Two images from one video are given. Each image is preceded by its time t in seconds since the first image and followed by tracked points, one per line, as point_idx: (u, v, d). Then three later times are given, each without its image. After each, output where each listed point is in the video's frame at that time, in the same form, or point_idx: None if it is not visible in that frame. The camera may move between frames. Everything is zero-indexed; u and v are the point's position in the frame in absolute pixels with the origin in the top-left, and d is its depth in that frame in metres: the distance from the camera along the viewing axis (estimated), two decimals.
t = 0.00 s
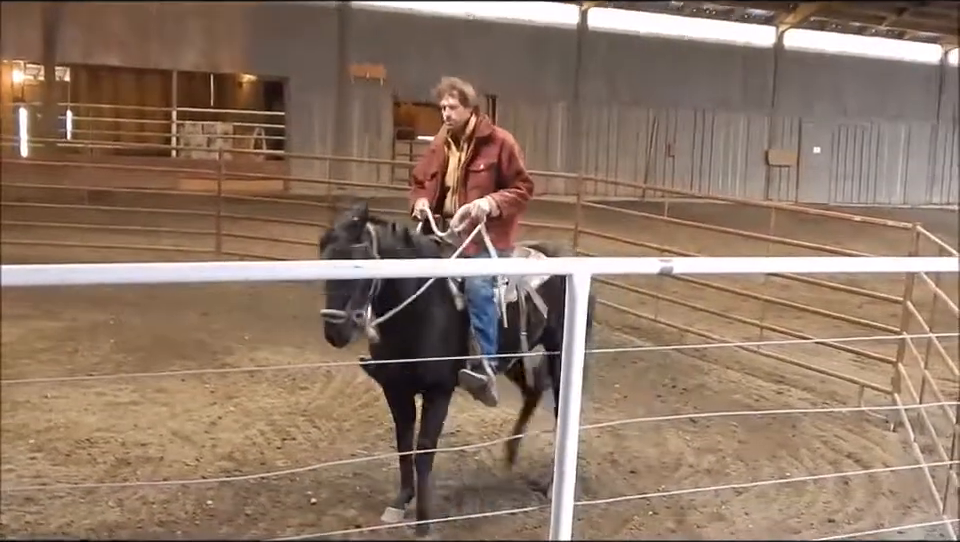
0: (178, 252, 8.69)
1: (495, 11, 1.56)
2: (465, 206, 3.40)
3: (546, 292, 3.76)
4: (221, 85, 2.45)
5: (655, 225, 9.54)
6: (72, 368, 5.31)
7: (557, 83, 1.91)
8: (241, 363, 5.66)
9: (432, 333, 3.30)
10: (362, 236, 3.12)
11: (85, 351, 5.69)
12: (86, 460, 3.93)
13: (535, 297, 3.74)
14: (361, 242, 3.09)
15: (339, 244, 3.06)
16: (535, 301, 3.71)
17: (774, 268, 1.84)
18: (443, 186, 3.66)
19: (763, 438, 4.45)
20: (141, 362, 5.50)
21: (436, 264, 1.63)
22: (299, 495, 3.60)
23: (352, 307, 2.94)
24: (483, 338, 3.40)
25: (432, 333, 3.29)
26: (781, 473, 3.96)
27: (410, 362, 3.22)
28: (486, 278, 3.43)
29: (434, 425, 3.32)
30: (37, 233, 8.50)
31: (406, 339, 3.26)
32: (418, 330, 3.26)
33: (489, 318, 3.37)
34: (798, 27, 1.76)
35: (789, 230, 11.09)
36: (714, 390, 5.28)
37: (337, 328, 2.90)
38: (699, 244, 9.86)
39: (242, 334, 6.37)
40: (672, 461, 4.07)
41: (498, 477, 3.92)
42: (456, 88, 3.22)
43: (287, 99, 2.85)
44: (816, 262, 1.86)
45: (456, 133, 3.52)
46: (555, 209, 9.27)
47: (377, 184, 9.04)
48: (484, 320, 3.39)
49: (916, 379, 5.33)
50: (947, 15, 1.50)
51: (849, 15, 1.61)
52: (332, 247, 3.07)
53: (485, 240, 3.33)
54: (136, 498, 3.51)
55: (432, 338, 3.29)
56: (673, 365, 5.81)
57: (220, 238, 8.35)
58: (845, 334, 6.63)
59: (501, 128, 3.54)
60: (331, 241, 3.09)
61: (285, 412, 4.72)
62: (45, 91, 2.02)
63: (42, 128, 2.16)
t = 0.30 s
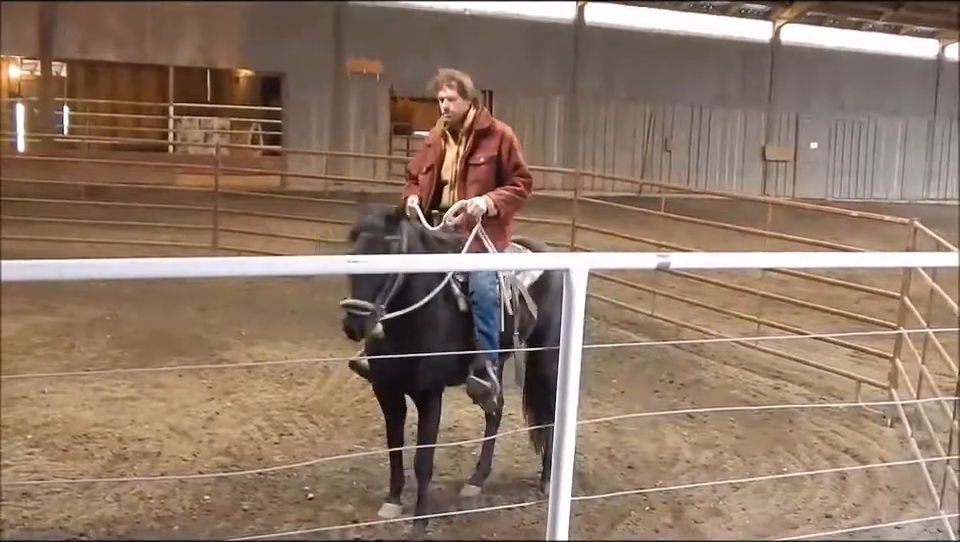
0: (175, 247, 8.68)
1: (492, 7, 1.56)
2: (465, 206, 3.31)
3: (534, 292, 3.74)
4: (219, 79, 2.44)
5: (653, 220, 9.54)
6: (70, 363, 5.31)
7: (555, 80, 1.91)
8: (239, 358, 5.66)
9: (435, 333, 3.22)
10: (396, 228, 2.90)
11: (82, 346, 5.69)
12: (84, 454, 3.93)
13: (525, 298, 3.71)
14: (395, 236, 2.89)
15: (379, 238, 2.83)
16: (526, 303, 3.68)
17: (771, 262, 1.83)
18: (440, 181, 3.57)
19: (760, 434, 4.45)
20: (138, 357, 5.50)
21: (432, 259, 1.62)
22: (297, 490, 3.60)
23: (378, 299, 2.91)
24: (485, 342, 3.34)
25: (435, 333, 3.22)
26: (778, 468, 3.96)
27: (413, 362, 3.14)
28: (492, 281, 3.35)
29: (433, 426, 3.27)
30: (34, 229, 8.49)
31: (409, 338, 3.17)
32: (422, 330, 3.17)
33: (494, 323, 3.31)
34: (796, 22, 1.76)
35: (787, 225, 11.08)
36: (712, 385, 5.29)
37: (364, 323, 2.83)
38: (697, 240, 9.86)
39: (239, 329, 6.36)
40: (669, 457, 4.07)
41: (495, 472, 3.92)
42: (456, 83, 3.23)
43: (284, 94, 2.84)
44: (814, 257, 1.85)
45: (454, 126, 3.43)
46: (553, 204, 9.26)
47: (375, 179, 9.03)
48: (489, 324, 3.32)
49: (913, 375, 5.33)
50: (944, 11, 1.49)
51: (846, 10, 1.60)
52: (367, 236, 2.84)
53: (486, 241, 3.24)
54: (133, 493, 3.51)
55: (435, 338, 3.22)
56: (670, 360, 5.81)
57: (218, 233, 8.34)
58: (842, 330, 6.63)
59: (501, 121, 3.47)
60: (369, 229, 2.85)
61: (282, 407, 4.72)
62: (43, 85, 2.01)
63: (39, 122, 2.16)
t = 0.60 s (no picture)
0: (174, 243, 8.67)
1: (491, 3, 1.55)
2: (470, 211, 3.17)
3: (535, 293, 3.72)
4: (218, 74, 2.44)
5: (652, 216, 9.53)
6: (69, 359, 5.31)
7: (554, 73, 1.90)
8: (238, 354, 5.66)
9: (453, 332, 3.15)
10: (431, 226, 2.93)
11: (82, 342, 5.69)
12: (83, 450, 3.93)
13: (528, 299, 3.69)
14: (433, 233, 2.91)
15: (419, 234, 2.86)
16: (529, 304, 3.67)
17: (770, 259, 1.83)
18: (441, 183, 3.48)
19: (759, 430, 4.45)
20: (137, 353, 5.50)
21: (431, 255, 1.60)
22: (296, 486, 3.60)
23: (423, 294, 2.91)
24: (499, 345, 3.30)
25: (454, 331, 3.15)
26: (777, 464, 3.96)
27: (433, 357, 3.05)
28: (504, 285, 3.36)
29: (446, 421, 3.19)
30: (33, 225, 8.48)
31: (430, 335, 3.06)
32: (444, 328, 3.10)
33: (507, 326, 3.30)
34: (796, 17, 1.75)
35: (786, 221, 11.07)
36: (711, 381, 5.29)
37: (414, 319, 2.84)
38: (696, 235, 9.86)
39: (239, 325, 6.36)
40: (668, 453, 4.07)
41: (495, 469, 3.92)
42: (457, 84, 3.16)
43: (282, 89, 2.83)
44: (814, 253, 1.85)
45: (461, 129, 3.37)
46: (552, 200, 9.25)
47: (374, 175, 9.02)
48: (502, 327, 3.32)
49: (913, 371, 5.33)
50: (943, 7, 1.48)
51: (845, 6, 1.59)
52: (406, 235, 2.86)
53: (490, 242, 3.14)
54: (133, 489, 3.51)
55: (452, 338, 3.15)
56: (670, 356, 5.81)
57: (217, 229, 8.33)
58: (842, 325, 6.63)
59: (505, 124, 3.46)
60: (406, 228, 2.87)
61: (281, 403, 4.72)
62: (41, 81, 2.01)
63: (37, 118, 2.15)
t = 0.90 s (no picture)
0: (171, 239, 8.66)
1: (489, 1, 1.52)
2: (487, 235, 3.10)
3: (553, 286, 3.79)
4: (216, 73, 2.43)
5: (650, 212, 9.53)
6: (66, 356, 5.30)
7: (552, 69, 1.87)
8: (235, 350, 5.65)
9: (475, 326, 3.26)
10: (449, 225, 2.99)
11: (79, 338, 5.69)
12: (81, 447, 3.93)
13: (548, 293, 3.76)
14: (450, 232, 2.98)
15: (434, 233, 2.93)
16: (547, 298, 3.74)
17: (766, 255, 1.83)
18: (449, 181, 3.60)
19: (757, 426, 4.45)
20: (135, 350, 5.50)
21: (429, 251, 1.60)
22: (294, 483, 3.60)
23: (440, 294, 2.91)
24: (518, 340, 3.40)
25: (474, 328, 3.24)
26: (775, 460, 3.97)
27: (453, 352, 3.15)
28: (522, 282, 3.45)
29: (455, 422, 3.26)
30: (30, 221, 8.47)
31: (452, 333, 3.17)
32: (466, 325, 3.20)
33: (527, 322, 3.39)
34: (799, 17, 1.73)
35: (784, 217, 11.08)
36: (709, 377, 5.29)
37: (428, 317, 2.83)
38: (694, 232, 9.85)
39: (236, 321, 6.35)
40: (666, 449, 4.08)
41: (491, 464, 3.91)
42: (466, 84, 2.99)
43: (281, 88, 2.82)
44: (812, 249, 1.84)
45: (469, 129, 3.46)
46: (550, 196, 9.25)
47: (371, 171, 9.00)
48: (521, 322, 3.39)
49: (910, 367, 5.35)
50: (944, 4, 1.48)
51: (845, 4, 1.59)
52: (422, 235, 2.94)
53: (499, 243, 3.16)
54: (130, 485, 3.51)
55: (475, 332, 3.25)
56: (667, 353, 5.82)
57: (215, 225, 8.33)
58: (839, 322, 6.64)
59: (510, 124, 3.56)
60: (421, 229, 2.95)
61: (279, 399, 4.72)
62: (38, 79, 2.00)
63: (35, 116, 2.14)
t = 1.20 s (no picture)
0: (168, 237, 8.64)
1: None
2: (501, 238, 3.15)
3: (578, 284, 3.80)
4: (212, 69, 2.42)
5: (647, 209, 9.52)
6: (63, 353, 5.30)
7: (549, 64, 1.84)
8: (232, 347, 5.65)
9: (495, 321, 3.27)
10: (454, 225, 2.99)
11: (76, 336, 5.68)
12: (78, 444, 3.93)
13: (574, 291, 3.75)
14: (457, 234, 2.97)
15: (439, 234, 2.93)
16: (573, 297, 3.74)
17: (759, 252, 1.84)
18: (470, 188, 3.49)
19: (754, 422, 4.46)
20: (132, 347, 5.49)
21: (424, 248, 1.60)
22: (291, 480, 3.60)
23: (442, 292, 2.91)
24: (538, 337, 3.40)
25: (492, 323, 3.24)
26: (772, 456, 3.98)
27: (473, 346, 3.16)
28: (543, 276, 3.41)
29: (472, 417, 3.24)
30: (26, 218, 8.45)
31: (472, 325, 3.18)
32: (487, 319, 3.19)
33: (546, 317, 3.38)
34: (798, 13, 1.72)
35: (781, 214, 11.09)
36: (707, 374, 5.30)
37: (429, 316, 2.83)
38: (692, 229, 9.84)
39: (233, 318, 6.35)
40: (663, 445, 4.08)
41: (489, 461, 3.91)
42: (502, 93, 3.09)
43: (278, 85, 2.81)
44: (807, 246, 1.84)
45: (483, 134, 3.32)
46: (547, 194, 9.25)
47: (369, 168, 8.99)
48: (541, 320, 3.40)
49: (907, 364, 5.36)
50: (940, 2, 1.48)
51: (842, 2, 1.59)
52: (428, 234, 2.94)
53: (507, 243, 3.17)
54: (127, 483, 3.51)
55: (495, 328, 3.26)
56: (665, 349, 5.83)
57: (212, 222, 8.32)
58: (836, 318, 6.64)
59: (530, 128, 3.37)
60: (428, 228, 2.96)
61: (276, 396, 4.72)
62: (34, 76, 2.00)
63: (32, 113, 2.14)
